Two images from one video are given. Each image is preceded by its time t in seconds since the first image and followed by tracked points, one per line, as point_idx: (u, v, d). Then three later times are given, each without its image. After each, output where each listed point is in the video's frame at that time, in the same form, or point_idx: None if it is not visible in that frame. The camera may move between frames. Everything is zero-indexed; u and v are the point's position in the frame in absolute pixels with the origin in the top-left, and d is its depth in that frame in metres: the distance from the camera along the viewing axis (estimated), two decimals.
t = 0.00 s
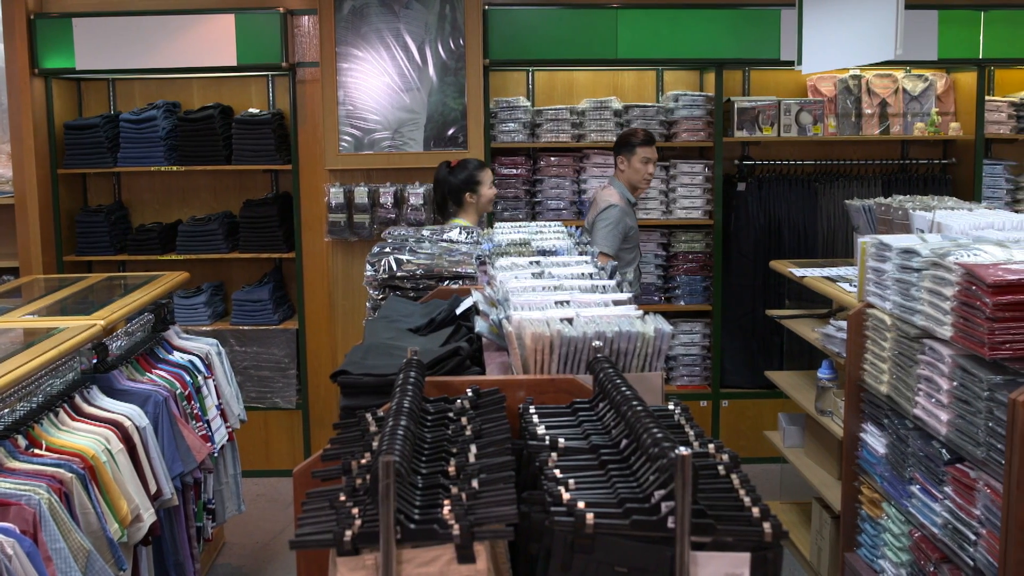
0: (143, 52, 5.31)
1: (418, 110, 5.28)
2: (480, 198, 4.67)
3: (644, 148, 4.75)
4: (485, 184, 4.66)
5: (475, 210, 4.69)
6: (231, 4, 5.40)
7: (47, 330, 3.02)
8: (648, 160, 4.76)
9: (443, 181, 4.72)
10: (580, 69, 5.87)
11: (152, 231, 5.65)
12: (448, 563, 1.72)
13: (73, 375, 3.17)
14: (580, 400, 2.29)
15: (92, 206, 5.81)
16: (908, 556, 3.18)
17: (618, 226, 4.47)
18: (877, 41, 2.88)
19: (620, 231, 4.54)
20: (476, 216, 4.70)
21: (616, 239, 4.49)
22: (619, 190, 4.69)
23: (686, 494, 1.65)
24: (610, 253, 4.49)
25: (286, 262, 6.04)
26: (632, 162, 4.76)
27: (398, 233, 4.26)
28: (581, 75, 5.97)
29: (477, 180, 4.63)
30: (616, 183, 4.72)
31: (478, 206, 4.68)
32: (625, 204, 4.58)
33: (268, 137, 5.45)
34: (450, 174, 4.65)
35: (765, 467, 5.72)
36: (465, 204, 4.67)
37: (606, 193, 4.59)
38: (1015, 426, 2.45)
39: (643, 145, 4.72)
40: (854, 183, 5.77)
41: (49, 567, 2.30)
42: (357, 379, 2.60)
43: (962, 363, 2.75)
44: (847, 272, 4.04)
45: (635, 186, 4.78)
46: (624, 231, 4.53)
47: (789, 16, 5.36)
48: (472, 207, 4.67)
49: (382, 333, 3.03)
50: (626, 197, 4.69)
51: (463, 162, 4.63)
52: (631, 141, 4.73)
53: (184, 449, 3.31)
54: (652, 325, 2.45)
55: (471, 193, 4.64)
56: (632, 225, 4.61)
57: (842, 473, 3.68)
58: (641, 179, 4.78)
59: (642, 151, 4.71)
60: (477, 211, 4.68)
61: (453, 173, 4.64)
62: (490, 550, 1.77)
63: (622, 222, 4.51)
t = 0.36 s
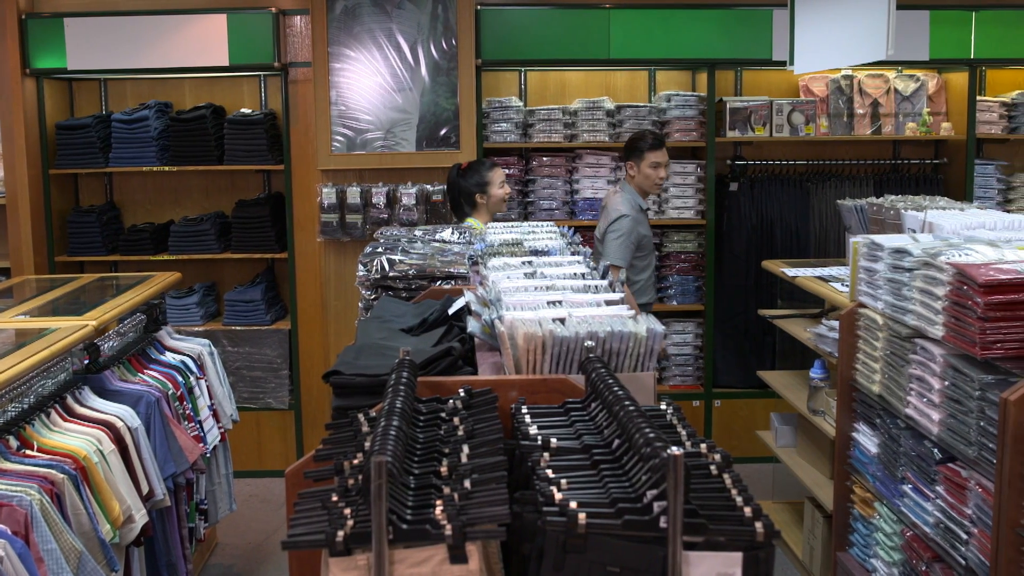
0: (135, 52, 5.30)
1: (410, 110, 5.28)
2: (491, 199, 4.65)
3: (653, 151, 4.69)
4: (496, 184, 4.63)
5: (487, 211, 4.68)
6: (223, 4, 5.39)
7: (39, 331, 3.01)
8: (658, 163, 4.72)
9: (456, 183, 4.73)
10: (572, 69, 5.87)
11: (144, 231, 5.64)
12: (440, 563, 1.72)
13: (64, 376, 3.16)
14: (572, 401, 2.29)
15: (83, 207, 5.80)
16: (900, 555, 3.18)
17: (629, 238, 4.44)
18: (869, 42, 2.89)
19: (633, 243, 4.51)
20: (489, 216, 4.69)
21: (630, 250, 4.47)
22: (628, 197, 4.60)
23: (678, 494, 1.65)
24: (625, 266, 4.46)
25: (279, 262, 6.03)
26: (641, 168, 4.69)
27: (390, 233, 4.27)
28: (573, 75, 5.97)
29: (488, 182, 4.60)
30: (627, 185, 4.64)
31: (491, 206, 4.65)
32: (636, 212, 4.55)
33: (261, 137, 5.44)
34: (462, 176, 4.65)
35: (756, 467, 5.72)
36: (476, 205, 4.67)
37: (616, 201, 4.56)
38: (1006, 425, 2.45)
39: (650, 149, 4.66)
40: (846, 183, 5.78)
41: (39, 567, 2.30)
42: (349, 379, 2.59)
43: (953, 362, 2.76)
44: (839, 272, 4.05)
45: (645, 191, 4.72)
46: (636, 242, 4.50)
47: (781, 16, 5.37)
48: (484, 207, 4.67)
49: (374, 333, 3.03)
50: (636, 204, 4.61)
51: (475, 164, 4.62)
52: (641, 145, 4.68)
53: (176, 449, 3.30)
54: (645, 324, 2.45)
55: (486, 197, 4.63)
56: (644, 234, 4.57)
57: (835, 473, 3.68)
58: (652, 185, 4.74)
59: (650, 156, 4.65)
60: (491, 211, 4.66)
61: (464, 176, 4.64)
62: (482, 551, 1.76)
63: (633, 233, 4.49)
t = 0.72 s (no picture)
0: (128, 52, 5.30)
1: (403, 111, 5.28)
2: (499, 202, 4.63)
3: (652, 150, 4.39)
4: (503, 188, 4.58)
5: (496, 213, 4.67)
6: (216, 4, 5.38)
7: (31, 331, 3.00)
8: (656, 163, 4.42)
9: (469, 185, 4.75)
10: (565, 69, 5.87)
11: (136, 231, 5.64)
12: (433, 563, 1.72)
13: (58, 376, 3.15)
14: (565, 400, 2.29)
15: (76, 207, 5.79)
16: (893, 555, 3.19)
17: (622, 239, 4.32)
18: (862, 42, 2.89)
19: (628, 245, 4.37)
20: (498, 217, 4.68)
21: (623, 253, 4.33)
22: (628, 198, 4.48)
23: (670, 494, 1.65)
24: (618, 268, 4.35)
25: (272, 262, 6.03)
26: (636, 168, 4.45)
27: (384, 233, 4.28)
28: (567, 75, 5.97)
29: (496, 185, 4.58)
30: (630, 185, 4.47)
31: (500, 207, 4.65)
32: (633, 213, 4.40)
33: (253, 137, 5.44)
34: (473, 178, 4.65)
35: (750, 466, 5.74)
36: (485, 206, 4.68)
37: (612, 202, 4.45)
38: (997, 425, 2.46)
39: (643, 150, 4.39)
40: (839, 183, 5.79)
41: (32, 568, 2.30)
42: (342, 379, 2.59)
43: (946, 362, 2.77)
44: (833, 272, 4.06)
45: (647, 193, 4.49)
46: (632, 243, 4.37)
47: (774, 16, 5.38)
48: (494, 208, 4.68)
49: (367, 334, 3.04)
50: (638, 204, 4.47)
51: (484, 166, 4.60)
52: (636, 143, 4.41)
53: (169, 450, 3.30)
54: (637, 324, 2.45)
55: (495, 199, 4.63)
56: (643, 235, 4.42)
57: (828, 472, 3.69)
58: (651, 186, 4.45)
59: (642, 156, 4.38)
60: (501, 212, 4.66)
61: (474, 177, 4.65)
62: (476, 551, 1.76)
63: (628, 233, 4.36)
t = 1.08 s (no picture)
0: (122, 52, 5.29)
1: (398, 111, 5.28)
2: (519, 207, 4.62)
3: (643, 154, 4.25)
4: (523, 193, 4.58)
5: (516, 217, 4.66)
6: (210, 4, 5.38)
7: (25, 332, 3.00)
8: (637, 156, 4.25)
9: (485, 190, 4.74)
10: (560, 69, 5.88)
11: (131, 232, 5.63)
12: (428, 563, 1.72)
13: (52, 377, 3.14)
14: (559, 400, 2.29)
15: (70, 207, 5.78)
16: (887, 554, 3.19)
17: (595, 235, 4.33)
18: (857, 42, 2.89)
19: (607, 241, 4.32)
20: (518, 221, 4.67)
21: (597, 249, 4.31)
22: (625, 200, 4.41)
23: (665, 494, 1.65)
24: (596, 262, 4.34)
25: (267, 262, 6.03)
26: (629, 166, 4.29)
27: (378, 233, 4.29)
28: (561, 75, 5.97)
29: (514, 190, 4.57)
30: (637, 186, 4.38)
31: (520, 212, 4.63)
32: (620, 209, 4.34)
33: (248, 137, 5.44)
34: (491, 184, 4.64)
35: (745, 466, 5.74)
36: (504, 212, 4.67)
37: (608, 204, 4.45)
38: (992, 424, 2.46)
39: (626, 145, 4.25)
40: (833, 183, 5.80)
41: (25, 569, 2.29)
42: (337, 379, 2.59)
43: (940, 362, 2.77)
44: (827, 272, 4.06)
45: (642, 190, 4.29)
46: (612, 239, 4.30)
47: (768, 16, 5.38)
48: (513, 213, 4.65)
49: (361, 334, 3.04)
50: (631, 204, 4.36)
51: (500, 172, 4.61)
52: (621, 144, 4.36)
53: (164, 450, 3.29)
54: (632, 324, 2.45)
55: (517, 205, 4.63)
56: (625, 233, 4.31)
57: (822, 472, 3.69)
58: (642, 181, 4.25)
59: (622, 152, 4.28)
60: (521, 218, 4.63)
61: (492, 183, 4.63)
62: (470, 551, 1.76)
63: (603, 229, 4.32)
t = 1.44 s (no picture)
0: (117, 52, 5.29)
1: (393, 111, 5.28)
2: (537, 207, 4.62)
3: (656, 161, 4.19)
4: (542, 194, 4.58)
5: (534, 217, 4.66)
6: (205, 4, 5.37)
7: (20, 332, 2.99)
8: (651, 157, 4.20)
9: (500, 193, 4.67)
10: (555, 69, 5.87)
11: (125, 232, 5.62)
12: (423, 563, 1.72)
13: (47, 377, 3.14)
14: (555, 400, 2.29)
15: (65, 207, 5.78)
16: (883, 554, 3.20)
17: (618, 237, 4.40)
18: (852, 42, 2.89)
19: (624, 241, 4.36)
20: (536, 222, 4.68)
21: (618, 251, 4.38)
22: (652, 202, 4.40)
23: (660, 493, 1.65)
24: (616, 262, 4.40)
25: (262, 262, 6.03)
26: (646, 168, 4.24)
27: (373, 234, 4.30)
28: (557, 75, 5.97)
29: (534, 191, 4.56)
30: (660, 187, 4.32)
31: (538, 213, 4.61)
32: (639, 210, 4.35)
33: (244, 137, 5.43)
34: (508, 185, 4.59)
35: (741, 466, 5.74)
36: (522, 213, 4.65)
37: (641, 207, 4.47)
38: (986, 424, 2.46)
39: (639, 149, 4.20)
40: (828, 183, 5.81)
41: (19, 569, 2.29)
42: (332, 380, 2.59)
43: (934, 362, 2.77)
44: (822, 272, 4.07)
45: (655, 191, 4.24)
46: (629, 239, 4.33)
47: (763, 17, 5.39)
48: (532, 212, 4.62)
49: (357, 334, 3.03)
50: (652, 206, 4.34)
51: (516, 173, 4.57)
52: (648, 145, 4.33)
53: (159, 451, 3.29)
54: (627, 324, 2.45)
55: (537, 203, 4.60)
56: (639, 233, 4.31)
57: (817, 472, 3.69)
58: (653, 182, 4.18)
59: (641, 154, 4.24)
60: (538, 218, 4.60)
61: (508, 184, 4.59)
62: (465, 551, 1.76)
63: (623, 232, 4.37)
